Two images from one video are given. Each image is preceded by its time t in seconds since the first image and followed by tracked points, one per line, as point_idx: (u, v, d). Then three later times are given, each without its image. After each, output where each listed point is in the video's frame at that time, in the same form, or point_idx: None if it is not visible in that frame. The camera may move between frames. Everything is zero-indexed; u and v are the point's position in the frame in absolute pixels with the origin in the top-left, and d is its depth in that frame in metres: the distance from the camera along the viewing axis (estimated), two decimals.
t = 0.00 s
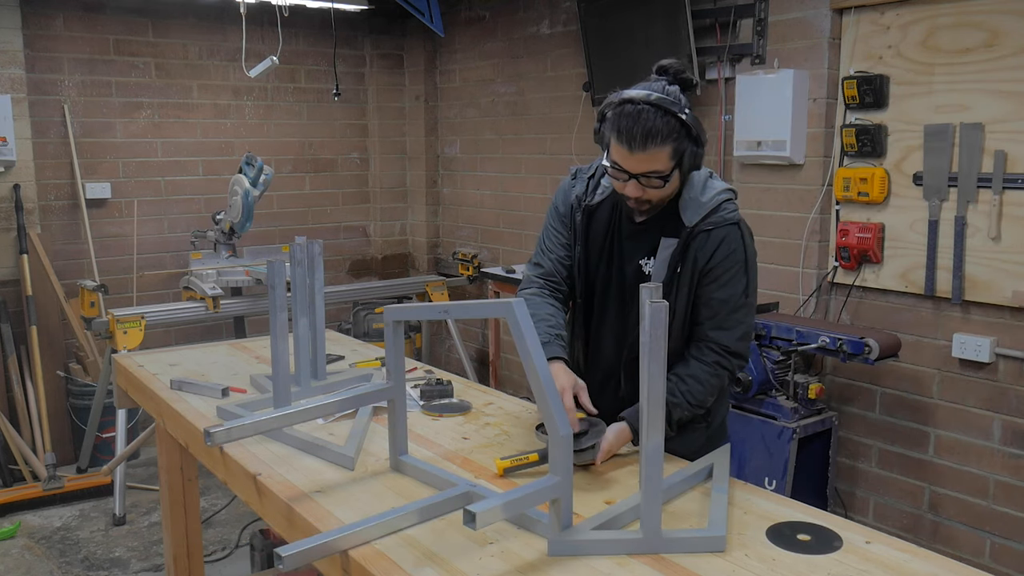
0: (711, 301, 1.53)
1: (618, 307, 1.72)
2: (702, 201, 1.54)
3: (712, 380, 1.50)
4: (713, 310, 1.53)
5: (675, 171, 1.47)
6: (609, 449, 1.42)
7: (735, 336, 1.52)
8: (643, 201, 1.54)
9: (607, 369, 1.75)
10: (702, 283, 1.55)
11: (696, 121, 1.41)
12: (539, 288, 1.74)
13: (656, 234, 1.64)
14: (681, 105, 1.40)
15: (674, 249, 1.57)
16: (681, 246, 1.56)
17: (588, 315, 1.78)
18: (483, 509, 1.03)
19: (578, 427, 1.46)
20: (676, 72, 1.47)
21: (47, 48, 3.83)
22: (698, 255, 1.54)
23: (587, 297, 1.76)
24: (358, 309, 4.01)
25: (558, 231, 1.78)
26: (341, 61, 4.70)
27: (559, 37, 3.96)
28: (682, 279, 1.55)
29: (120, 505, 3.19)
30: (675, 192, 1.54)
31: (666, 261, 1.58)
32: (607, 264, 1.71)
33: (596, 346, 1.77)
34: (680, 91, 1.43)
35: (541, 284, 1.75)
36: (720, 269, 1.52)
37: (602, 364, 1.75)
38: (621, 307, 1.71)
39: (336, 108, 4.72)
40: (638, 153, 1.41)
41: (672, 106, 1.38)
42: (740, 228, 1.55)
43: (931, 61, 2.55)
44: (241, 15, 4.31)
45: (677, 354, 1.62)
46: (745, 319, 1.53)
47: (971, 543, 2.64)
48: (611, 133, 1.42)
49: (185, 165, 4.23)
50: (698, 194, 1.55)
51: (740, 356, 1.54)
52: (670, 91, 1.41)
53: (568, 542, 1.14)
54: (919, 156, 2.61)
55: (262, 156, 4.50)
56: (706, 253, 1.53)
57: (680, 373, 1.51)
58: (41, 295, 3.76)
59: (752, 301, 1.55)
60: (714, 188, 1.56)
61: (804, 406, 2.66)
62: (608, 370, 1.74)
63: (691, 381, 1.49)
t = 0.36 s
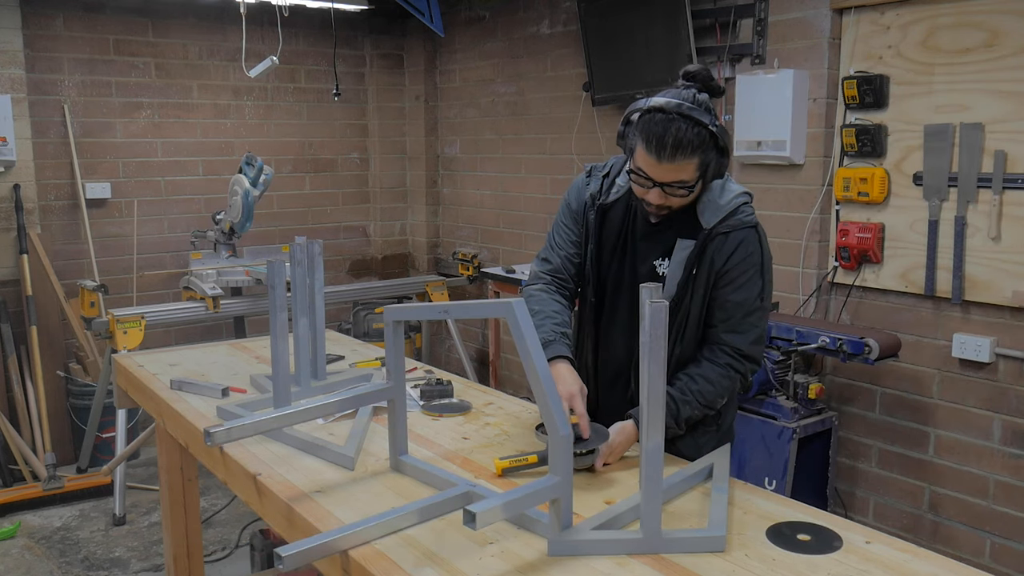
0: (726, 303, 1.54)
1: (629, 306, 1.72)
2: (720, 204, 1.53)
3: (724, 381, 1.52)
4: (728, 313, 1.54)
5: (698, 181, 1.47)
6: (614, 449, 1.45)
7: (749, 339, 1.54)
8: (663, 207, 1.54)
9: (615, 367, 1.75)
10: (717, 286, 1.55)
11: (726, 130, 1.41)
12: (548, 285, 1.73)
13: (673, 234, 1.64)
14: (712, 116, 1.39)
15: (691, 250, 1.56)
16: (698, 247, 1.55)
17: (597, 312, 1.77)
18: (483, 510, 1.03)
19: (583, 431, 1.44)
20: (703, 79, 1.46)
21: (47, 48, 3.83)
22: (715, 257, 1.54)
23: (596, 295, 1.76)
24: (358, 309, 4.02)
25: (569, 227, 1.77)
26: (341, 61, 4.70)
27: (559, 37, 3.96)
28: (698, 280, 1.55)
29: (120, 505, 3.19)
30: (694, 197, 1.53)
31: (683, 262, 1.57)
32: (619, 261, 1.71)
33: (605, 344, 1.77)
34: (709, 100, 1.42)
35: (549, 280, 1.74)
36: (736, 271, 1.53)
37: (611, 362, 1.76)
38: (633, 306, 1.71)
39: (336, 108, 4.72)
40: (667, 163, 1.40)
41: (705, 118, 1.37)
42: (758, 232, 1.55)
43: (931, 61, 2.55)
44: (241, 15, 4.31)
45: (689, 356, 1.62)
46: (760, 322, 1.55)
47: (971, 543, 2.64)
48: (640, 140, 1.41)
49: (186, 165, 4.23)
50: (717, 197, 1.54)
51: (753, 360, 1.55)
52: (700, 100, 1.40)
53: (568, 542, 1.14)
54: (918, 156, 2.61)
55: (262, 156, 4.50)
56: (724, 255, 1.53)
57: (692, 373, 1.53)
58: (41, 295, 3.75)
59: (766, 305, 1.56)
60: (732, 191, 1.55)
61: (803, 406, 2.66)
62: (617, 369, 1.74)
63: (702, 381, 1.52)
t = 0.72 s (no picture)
0: (734, 305, 1.55)
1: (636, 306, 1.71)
2: (733, 205, 1.53)
3: (728, 384, 1.53)
4: (736, 314, 1.55)
5: (714, 184, 1.47)
6: (614, 450, 1.45)
7: (755, 342, 1.54)
8: (676, 208, 1.53)
9: (621, 367, 1.75)
10: (726, 287, 1.55)
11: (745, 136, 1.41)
12: (553, 282, 1.73)
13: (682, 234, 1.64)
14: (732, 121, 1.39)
15: (702, 251, 1.56)
16: (711, 248, 1.55)
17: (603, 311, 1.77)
18: (483, 510, 1.03)
19: (583, 434, 1.44)
20: (723, 82, 1.46)
21: (46, 48, 3.83)
22: (726, 258, 1.54)
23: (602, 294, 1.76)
24: (358, 309, 4.02)
25: (577, 225, 1.77)
26: (341, 61, 4.70)
27: (559, 37, 3.96)
28: (709, 281, 1.55)
29: (120, 505, 3.19)
30: (707, 199, 1.53)
31: (693, 263, 1.57)
32: (627, 260, 1.71)
33: (611, 344, 1.77)
34: (729, 104, 1.42)
35: (554, 278, 1.74)
36: (745, 273, 1.53)
37: (617, 362, 1.76)
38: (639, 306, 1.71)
39: (336, 108, 4.72)
40: (685, 164, 1.40)
41: (726, 120, 1.37)
42: (769, 234, 1.55)
43: (931, 61, 2.55)
44: (241, 15, 4.31)
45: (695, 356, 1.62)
46: (767, 324, 1.55)
47: (971, 543, 2.64)
48: (659, 139, 1.40)
49: (185, 165, 4.23)
50: (730, 199, 1.54)
51: (758, 362, 1.56)
52: (721, 103, 1.40)
53: (569, 542, 1.14)
54: (918, 156, 2.61)
55: (262, 156, 4.50)
56: (735, 256, 1.53)
57: (697, 376, 1.54)
58: (41, 295, 3.75)
59: (775, 307, 1.56)
60: (745, 193, 1.55)
61: (804, 407, 2.65)
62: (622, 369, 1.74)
63: (707, 384, 1.53)
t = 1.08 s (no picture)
0: (737, 304, 1.55)
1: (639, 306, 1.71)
2: (738, 205, 1.54)
3: (729, 384, 1.53)
4: (739, 313, 1.55)
5: (720, 185, 1.47)
6: (614, 450, 1.46)
7: (756, 341, 1.54)
8: (681, 208, 1.53)
9: (624, 367, 1.75)
10: (730, 286, 1.55)
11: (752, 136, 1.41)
12: (555, 283, 1.73)
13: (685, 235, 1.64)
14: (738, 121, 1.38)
15: (707, 251, 1.57)
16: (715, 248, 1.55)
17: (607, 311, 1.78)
18: (483, 510, 1.03)
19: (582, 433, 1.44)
20: (730, 83, 1.46)
21: (46, 48, 3.83)
22: (730, 257, 1.54)
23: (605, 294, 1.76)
24: (358, 309, 4.02)
25: (580, 226, 1.77)
26: (341, 61, 4.70)
27: (559, 37, 3.96)
28: (712, 281, 1.55)
29: (120, 505, 3.19)
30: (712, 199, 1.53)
31: (697, 263, 1.57)
32: (630, 261, 1.71)
33: (614, 343, 1.77)
34: (736, 104, 1.41)
35: (557, 278, 1.74)
36: (748, 272, 1.53)
37: (619, 362, 1.76)
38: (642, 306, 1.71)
39: (336, 108, 4.72)
40: (691, 164, 1.40)
41: (733, 121, 1.37)
42: (773, 234, 1.55)
43: (931, 61, 2.55)
44: (241, 15, 4.31)
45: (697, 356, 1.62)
46: (769, 324, 1.55)
47: (971, 543, 2.64)
48: (665, 139, 1.40)
49: (185, 165, 4.23)
50: (735, 200, 1.54)
51: (759, 362, 1.56)
52: (728, 103, 1.39)
53: (569, 542, 1.14)
54: (918, 156, 2.61)
55: (262, 156, 4.50)
56: (739, 256, 1.53)
57: (698, 376, 1.54)
58: (41, 295, 3.75)
59: (778, 307, 1.56)
60: (750, 193, 1.55)
61: (804, 407, 2.66)
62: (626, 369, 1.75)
63: (707, 385, 1.53)
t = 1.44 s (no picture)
0: (737, 302, 1.55)
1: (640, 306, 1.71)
2: (739, 205, 1.54)
3: (729, 383, 1.53)
4: (739, 311, 1.55)
5: (720, 184, 1.47)
6: (614, 450, 1.46)
7: (756, 340, 1.54)
8: (682, 207, 1.53)
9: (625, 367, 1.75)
10: (730, 285, 1.55)
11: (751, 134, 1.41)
12: (556, 283, 1.73)
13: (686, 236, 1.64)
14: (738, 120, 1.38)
15: (708, 250, 1.57)
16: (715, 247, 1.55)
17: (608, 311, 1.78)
18: (483, 510, 1.03)
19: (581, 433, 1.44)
20: (730, 82, 1.45)
21: (47, 48, 3.83)
22: (731, 256, 1.54)
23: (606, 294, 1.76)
24: (358, 309, 4.02)
25: (582, 226, 1.77)
26: (341, 61, 4.70)
27: (559, 37, 3.96)
28: (713, 280, 1.55)
29: (120, 505, 3.19)
30: (712, 198, 1.53)
31: (699, 262, 1.57)
32: (632, 261, 1.71)
33: (614, 343, 1.77)
34: (736, 103, 1.41)
35: (558, 278, 1.74)
36: (749, 271, 1.53)
37: (620, 362, 1.76)
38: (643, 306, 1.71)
39: (335, 108, 4.72)
40: (690, 164, 1.40)
41: (732, 120, 1.37)
42: (773, 233, 1.55)
43: (931, 61, 2.55)
44: (241, 15, 4.31)
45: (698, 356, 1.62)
46: (768, 323, 1.55)
47: (971, 542, 2.64)
48: (665, 138, 1.41)
49: (186, 165, 4.23)
50: (736, 199, 1.55)
51: (759, 361, 1.56)
52: (728, 102, 1.39)
53: (569, 543, 1.14)
54: (919, 156, 2.61)
55: (262, 156, 4.50)
56: (740, 254, 1.53)
57: (698, 376, 1.54)
58: (41, 295, 3.75)
59: (778, 306, 1.56)
60: (750, 193, 1.56)
61: (804, 407, 2.66)
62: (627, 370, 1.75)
63: (708, 383, 1.53)
